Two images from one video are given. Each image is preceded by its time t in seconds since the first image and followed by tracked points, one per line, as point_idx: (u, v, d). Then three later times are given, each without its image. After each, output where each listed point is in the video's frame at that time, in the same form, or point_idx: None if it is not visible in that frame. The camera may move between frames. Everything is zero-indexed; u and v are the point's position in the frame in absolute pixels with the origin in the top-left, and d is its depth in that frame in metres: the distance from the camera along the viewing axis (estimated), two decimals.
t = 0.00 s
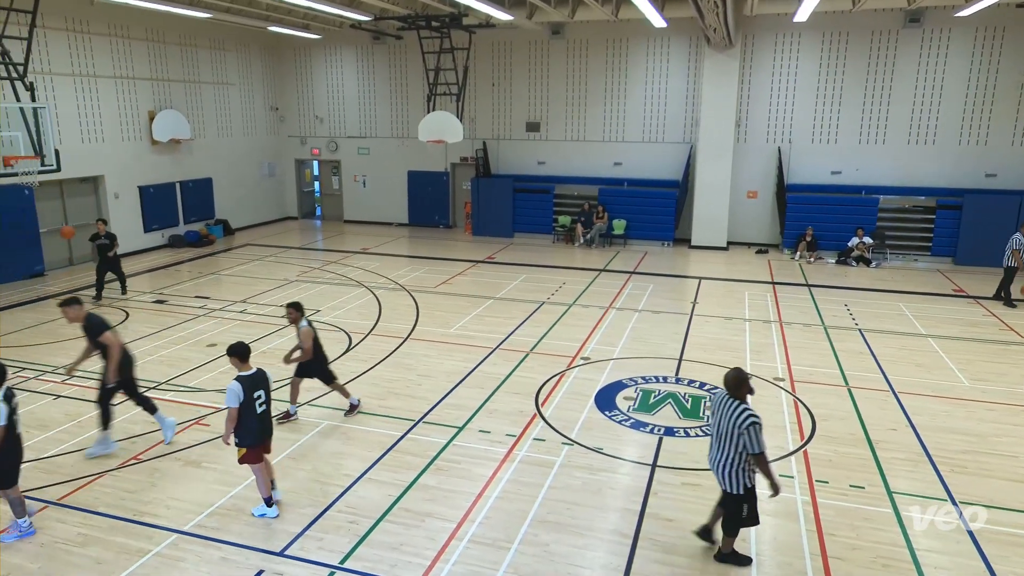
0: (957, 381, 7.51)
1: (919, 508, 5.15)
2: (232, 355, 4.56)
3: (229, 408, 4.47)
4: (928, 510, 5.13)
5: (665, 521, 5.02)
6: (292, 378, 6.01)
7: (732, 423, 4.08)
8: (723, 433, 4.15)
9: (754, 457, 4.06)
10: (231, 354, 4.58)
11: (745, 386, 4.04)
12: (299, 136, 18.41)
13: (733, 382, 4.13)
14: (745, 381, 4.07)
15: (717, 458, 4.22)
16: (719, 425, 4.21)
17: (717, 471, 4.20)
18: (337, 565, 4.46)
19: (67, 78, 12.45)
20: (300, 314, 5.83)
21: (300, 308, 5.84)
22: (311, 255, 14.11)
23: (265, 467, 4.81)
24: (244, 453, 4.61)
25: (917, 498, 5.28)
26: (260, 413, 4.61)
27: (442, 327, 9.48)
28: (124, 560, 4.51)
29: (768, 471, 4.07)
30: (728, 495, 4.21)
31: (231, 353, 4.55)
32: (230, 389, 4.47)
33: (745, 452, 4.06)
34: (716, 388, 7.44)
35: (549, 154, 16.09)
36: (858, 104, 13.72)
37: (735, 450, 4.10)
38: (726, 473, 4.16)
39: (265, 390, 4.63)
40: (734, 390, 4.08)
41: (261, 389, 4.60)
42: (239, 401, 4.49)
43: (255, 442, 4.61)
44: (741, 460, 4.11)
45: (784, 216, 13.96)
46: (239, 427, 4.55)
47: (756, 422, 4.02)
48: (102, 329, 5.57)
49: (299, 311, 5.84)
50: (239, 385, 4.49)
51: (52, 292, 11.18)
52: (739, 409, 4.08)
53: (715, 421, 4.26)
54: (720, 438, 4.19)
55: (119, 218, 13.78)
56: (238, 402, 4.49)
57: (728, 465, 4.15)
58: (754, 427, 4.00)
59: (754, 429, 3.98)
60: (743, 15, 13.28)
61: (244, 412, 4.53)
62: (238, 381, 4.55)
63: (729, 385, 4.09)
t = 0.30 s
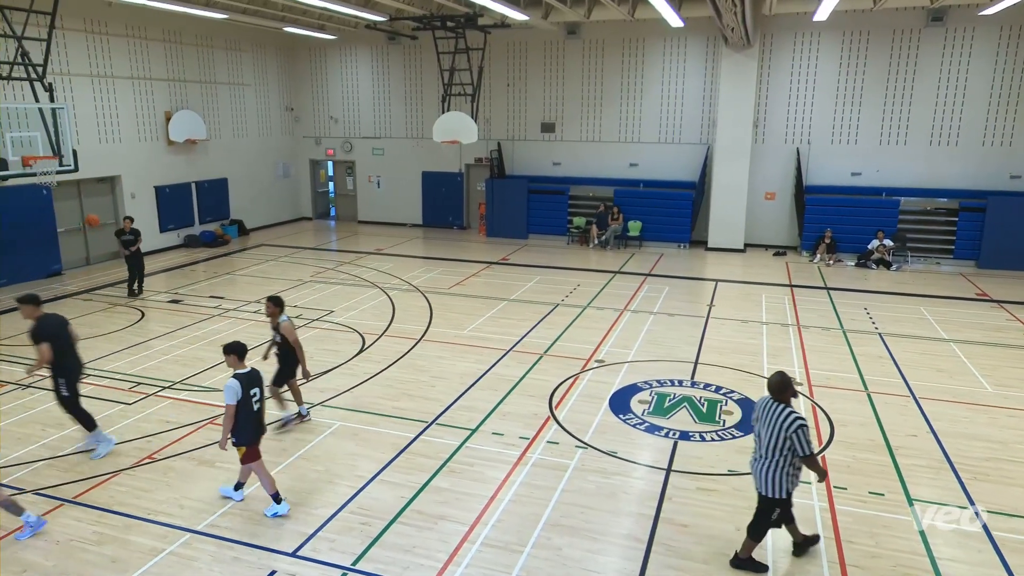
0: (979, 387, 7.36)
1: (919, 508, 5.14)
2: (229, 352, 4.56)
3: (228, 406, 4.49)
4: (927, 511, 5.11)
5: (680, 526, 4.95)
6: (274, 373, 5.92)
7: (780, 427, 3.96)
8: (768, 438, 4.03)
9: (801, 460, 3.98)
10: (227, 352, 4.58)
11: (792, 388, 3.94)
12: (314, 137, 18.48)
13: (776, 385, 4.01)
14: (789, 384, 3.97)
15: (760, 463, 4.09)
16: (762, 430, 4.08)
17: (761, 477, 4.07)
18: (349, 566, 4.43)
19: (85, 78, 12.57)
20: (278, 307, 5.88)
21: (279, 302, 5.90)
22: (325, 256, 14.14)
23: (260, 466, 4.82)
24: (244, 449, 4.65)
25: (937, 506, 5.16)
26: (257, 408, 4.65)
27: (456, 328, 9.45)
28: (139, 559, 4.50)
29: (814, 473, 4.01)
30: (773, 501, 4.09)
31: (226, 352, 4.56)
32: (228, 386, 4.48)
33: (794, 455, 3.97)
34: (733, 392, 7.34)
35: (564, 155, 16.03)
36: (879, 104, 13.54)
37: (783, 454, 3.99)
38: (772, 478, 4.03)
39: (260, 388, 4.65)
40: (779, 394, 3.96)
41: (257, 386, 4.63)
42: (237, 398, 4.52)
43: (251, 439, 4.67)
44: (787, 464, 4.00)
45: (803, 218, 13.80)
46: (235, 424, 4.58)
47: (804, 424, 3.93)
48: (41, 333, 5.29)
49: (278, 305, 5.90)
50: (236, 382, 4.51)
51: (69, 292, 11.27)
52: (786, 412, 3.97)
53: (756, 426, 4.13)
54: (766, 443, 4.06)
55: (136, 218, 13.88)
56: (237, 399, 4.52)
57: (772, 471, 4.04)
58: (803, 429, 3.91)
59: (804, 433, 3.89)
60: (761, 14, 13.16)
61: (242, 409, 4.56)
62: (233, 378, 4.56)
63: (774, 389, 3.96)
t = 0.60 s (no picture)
0: (986, 389, 7.32)
1: (919, 509, 5.12)
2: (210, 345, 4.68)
3: (221, 394, 4.64)
4: (927, 511, 5.10)
5: (684, 528, 4.92)
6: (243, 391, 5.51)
7: (811, 421, 4.01)
8: (801, 433, 4.07)
9: (834, 454, 3.96)
10: (207, 345, 4.70)
11: (821, 381, 3.98)
12: (318, 137, 18.49)
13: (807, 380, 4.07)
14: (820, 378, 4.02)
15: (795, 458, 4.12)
16: (795, 425, 4.13)
17: (797, 471, 4.10)
18: (353, 567, 4.42)
19: (90, 78, 12.60)
20: (245, 318, 5.46)
21: (246, 312, 5.47)
22: (329, 256, 14.15)
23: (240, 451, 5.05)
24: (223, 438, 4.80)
25: (942, 508, 5.12)
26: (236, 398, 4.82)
27: (459, 329, 9.44)
28: (143, 559, 4.50)
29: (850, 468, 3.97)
30: (812, 496, 4.09)
31: (209, 344, 4.69)
32: (219, 375, 4.64)
33: (825, 449, 3.97)
34: (738, 393, 7.31)
35: (568, 156, 16.01)
36: (885, 105, 13.49)
37: (816, 449, 4.00)
38: (807, 472, 4.05)
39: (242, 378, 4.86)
40: (810, 388, 4.01)
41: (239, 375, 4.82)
42: (229, 386, 4.67)
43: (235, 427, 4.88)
44: (820, 458, 4.01)
45: (808, 219, 13.75)
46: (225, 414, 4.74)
47: (834, 417, 3.95)
48: None
49: (244, 315, 5.47)
50: (226, 371, 4.68)
51: (73, 291, 11.29)
52: (816, 406, 4.02)
53: (790, 421, 4.17)
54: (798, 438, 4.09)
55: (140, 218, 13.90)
56: (228, 387, 4.68)
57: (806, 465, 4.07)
58: (833, 421, 3.94)
59: (832, 425, 3.92)
60: (767, 14, 13.12)
61: (230, 398, 4.73)
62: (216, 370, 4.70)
63: (804, 382, 4.03)
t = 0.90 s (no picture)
0: (982, 388, 7.35)
1: (919, 509, 5.13)
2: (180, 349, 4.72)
3: (194, 399, 4.68)
4: (928, 511, 5.11)
5: (681, 527, 4.93)
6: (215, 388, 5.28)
7: (825, 415, 4.06)
8: (818, 427, 4.14)
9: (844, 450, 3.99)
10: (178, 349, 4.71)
11: (837, 378, 4.02)
12: (315, 137, 18.47)
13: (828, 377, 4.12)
14: (840, 376, 4.04)
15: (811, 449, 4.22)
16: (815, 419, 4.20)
17: (810, 461, 4.21)
18: (350, 567, 4.42)
19: (86, 78, 12.57)
20: (203, 313, 5.71)
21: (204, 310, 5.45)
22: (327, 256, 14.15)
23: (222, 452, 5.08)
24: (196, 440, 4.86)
25: (938, 507, 5.15)
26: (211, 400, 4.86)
27: (457, 328, 9.44)
28: (140, 559, 4.50)
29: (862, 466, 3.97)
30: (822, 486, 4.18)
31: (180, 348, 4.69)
32: (190, 381, 4.64)
33: (836, 444, 4.01)
34: (734, 393, 7.33)
35: (565, 155, 16.02)
36: (881, 105, 13.52)
37: (829, 443, 4.07)
38: (819, 463, 4.15)
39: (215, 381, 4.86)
40: (828, 384, 4.07)
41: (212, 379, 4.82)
42: (201, 391, 4.70)
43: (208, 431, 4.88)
44: (833, 452, 4.06)
45: (804, 218, 13.78)
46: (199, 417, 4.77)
47: (850, 414, 3.96)
48: None
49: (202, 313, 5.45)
50: (198, 376, 4.68)
51: (70, 292, 11.27)
52: (833, 402, 4.06)
53: (812, 415, 4.25)
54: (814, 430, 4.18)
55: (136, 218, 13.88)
56: (200, 392, 4.70)
57: (823, 459, 4.15)
58: (847, 418, 3.95)
59: (844, 422, 3.93)
60: (763, 15, 13.14)
61: (204, 401, 4.77)
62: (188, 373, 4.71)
63: (822, 378, 4.10)
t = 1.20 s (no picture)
0: (972, 385, 7.41)
1: (919, 509, 5.14)
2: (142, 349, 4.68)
3: (153, 400, 4.70)
4: (928, 510, 5.11)
5: (675, 525, 4.97)
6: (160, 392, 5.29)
7: (852, 419, 4.11)
8: (842, 429, 4.18)
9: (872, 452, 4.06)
10: (138, 348, 4.66)
11: (862, 381, 4.07)
12: (309, 136, 18.45)
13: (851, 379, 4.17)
14: (863, 378, 4.10)
15: (834, 451, 4.26)
16: (837, 421, 4.25)
17: (833, 463, 4.26)
18: (345, 566, 4.43)
19: (78, 78, 12.52)
20: (151, 321, 5.35)
21: (150, 316, 5.38)
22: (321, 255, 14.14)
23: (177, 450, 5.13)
24: (157, 438, 4.90)
25: (930, 504, 5.19)
26: (170, 400, 4.89)
27: (450, 328, 9.46)
28: (134, 560, 4.50)
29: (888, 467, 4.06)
30: (846, 487, 4.24)
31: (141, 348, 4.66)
32: (153, 381, 4.67)
33: (864, 447, 4.07)
34: (727, 391, 7.37)
35: (558, 155, 16.05)
36: (872, 104, 13.61)
37: (855, 445, 4.12)
38: (844, 465, 4.20)
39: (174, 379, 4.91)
40: (852, 386, 4.12)
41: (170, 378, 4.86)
42: (162, 392, 4.74)
43: (166, 430, 4.93)
44: (859, 454, 4.12)
45: (796, 217, 13.86)
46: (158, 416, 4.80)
47: (879, 416, 4.02)
48: None
49: (148, 319, 5.37)
50: (161, 376, 4.71)
51: (62, 292, 11.23)
52: (858, 405, 4.12)
53: (834, 417, 4.30)
54: (837, 432, 4.22)
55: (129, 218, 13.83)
56: (161, 392, 4.74)
57: (849, 460, 4.19)
58: (877, 421, 4.01)
59: (875, 424, 3.99)
60: (755, 15, 13.20)
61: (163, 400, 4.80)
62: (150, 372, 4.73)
63: (846, 381, 4.14)
